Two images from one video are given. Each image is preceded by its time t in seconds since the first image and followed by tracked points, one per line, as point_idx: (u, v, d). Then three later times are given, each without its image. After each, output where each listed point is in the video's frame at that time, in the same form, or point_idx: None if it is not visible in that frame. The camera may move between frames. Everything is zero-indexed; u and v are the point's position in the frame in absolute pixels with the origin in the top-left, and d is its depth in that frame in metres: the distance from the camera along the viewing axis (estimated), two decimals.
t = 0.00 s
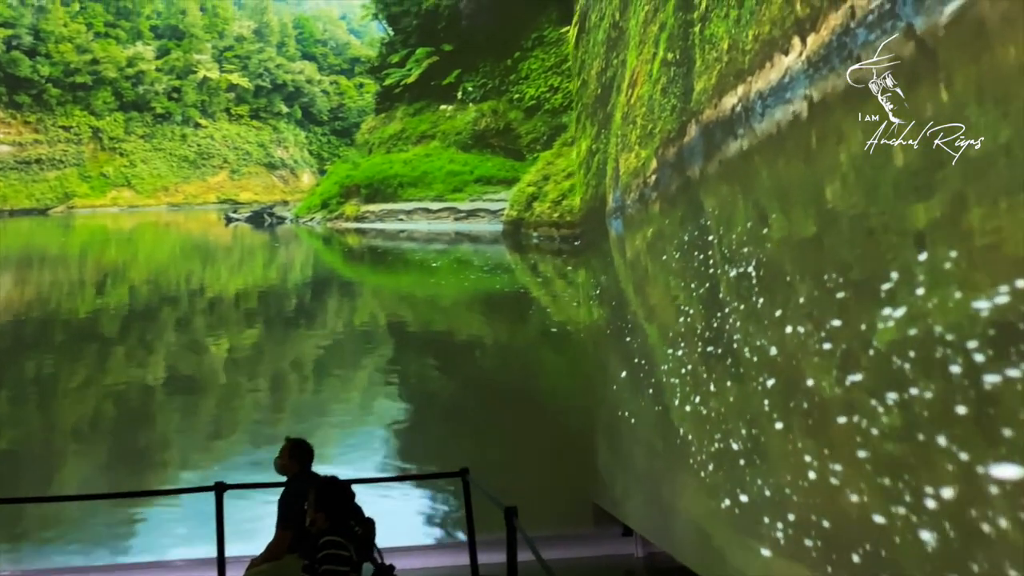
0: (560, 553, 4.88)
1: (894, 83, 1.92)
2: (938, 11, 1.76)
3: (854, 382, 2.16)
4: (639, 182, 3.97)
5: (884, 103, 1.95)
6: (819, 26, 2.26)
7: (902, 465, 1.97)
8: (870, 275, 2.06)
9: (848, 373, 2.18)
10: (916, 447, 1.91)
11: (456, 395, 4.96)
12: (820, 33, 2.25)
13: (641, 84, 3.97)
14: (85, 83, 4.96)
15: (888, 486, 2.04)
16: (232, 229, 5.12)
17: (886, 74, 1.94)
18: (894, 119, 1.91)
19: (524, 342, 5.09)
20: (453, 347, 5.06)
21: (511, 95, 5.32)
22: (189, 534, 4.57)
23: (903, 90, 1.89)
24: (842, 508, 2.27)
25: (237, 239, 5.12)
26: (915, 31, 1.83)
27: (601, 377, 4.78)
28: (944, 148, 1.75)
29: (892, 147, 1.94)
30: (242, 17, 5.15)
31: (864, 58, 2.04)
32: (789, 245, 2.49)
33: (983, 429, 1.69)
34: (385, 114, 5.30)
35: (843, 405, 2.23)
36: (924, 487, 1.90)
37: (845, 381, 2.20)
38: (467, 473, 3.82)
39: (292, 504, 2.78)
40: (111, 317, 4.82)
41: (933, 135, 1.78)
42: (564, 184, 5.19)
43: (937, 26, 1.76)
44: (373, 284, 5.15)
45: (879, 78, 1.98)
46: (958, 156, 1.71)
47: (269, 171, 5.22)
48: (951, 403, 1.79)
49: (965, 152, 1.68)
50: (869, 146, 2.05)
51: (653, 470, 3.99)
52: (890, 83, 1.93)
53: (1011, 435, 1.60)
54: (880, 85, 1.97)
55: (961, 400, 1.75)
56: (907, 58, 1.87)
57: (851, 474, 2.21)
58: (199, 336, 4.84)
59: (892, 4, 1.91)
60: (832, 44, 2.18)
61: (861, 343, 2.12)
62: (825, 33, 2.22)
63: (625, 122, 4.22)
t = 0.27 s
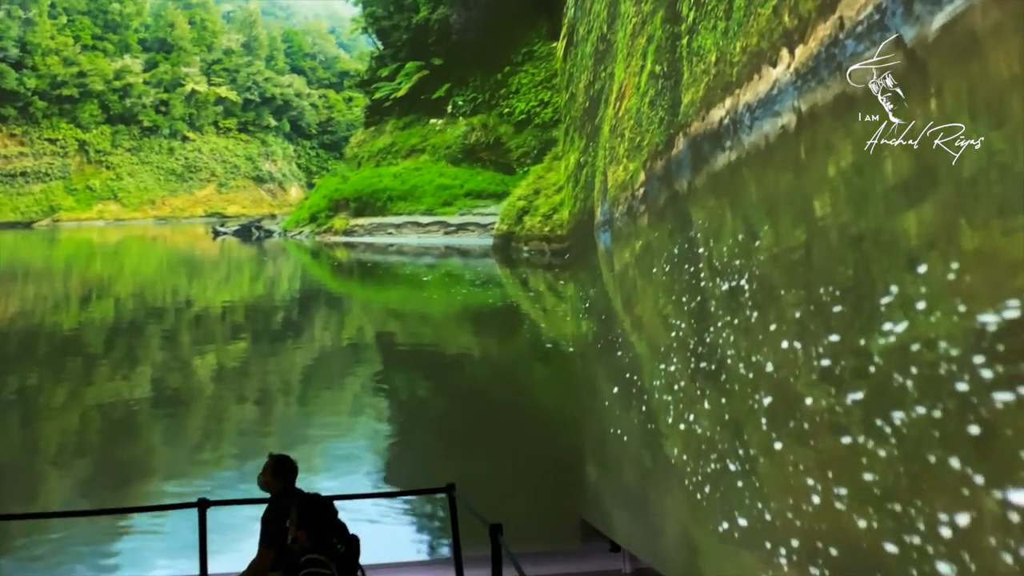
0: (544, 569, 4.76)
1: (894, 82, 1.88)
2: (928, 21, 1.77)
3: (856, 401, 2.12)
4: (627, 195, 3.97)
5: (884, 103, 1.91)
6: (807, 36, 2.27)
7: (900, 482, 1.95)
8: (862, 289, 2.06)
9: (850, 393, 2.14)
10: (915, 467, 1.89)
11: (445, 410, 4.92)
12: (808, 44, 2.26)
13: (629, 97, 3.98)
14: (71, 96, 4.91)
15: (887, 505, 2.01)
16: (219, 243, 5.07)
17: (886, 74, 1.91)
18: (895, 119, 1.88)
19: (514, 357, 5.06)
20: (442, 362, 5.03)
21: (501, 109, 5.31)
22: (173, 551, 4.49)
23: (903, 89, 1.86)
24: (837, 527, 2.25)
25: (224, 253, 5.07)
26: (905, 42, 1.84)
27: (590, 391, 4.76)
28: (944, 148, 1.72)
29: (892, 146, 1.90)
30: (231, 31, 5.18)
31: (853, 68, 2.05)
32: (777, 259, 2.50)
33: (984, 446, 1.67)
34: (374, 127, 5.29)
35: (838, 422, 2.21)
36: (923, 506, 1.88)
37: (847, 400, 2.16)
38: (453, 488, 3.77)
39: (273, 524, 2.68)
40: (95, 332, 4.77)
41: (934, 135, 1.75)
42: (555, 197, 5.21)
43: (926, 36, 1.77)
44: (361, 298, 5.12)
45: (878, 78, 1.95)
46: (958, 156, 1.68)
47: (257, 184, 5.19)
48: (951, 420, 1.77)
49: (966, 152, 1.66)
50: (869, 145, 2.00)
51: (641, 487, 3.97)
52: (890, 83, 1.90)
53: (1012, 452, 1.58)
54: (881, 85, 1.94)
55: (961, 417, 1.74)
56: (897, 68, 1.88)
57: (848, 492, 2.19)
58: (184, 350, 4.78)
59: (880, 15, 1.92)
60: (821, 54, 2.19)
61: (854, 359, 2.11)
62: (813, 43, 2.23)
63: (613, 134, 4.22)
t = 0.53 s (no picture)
0: None
1: (894, 83, 1.86)
2: (925, 26, 1.77)
3: (863, 416, 2.07)
4: (619, 204, 3.97)
5: (884, 103, 1.90)
6: (802, 43, 2.26)
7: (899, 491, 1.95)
8: (858, 297, 2.06)
9: (857, 407, 2.09)
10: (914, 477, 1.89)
11: (437, 422, 4.89)
12: (802, 51, 2.26)
13: (621, 105, 3.98)
14: (62, 105, 4.90)
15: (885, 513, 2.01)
16: (210, 252, 5.04)
17: (886, 73, 1.89)
18: (895, 118, 1.86)
19: (506, 368, 5.04)
20: (434, 373, 4.99)
21: (494, 119, 5.34)
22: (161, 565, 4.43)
23: (903, 89, 1.84)
24: (834, 537, 2.24)
25: (215, 263, 5.04)
26: (902, 46, 1.84)
27: (581, 402, 4.74)
28: (944, 148, 1.72)
29: (892, 146, 1.89)
30: (223, 40, 5.13)
31: (849, 74, 2.04)
32: (772, 268, 2.49)
33: (984, 453, 1.68)
34: (367, 137, 5.24)
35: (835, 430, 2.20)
36: (922, 515, 1.88)
37: (855, 415, 2.10)
38: (442, 500, 3.73)
39: (260, 537, 2.57)
40: (84, 342, 4.71)
41: (934, 134, 1.75)
42: (548, 209, 5.19)
43: (924, 41, 1.77)
44: (353, 309, 5.09)
45: (877, 78, 1.92)
46: (958, 156, 1.69)
47: (248, 194, 5.18)
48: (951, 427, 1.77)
49: (966, 152, 1.66)
50: (869, 145, 1.98)
51: (632, 500, 3.95)
52: (890, 83, 1.88)
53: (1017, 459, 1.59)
54: (880, 85, 1.91)
55: (961, 424, 1.74)
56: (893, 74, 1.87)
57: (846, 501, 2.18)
58: (175, 361, 4.73)
59: (877, 20, 1.92)
60: (816, 61, 2.18)
61: (850, 367, 2.11)
62: (807, 50, 2.23)
63: (606, 143, 4.21)
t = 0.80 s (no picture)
0: None
1: (894, 83, 1.85)
2: (926, 27, 1.75)
3: (878, 425, 1.98)
4: (615, 210, 3.96)
5: (884, 103, 1.88)
6: (801, 44, 2.26)
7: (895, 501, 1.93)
8: (857, 303, 2.04)
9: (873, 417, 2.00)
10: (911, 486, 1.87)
11: (433, 430, 4.87)
12: (801, 52, 2.25)
13: (617, 110, 3.97)
14: (56, 111, 4.87)
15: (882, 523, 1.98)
16: (204, 259, 5.01)
17: (886, 74, 1.88)
18: (895, 119, 1.85)
19: (503, 376, 5.02)
20: (430, 380, 4.96)
21: (491, 127, 5.34)
22: None
23: (903, 89, 1.82)
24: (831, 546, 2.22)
25: (210, 270, 5.00)
26: (903, 46, 1.82)
27: (577, 410, 4.73)
28: (944, 148, 1.70)
29: (892, 147, 1.87)
30: (219, 46, 5.12)
31: (849, 75, 2.02)
32: (772, 274, 2.47)
33: (1013, 465, 1.57)
34: (363, 144, 5.25)
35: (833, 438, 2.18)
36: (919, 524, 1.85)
37: (870, 425, 2.01)
38: (436, 509, 3.69)
39: (252, 545, 2.52)
40: (77, 350, 4.67)
41: (934, 134, 1.73)
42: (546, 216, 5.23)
43: (926, 41, 1.75)
44: (348, 316, 5.06)
45: (878, 78, 1.91)
46: (958, 156, 1.66)
47: (243, 202, 5.15)
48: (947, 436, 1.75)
49: (966, 152, 1.64)
50: (869, 145, 1.96)
51: (628, 509, 3.93)
52: (890, 82, 1.86)
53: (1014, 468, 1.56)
54: (881, 85, 1.90)
55: (976, 431, 1.66)
56: (896, 74, 1.85)
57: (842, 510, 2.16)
58: (168, 368, 4.70)
59: (878, 20, 1.90)
60: (815, 63, 2.17)
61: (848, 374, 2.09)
62: (806, 51, 2.22)
63: (601, 148, 4.21)
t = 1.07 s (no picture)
0: None
1: (894, 83, 1.87)
2: (935, 22, 1.74)
3: (899, 432, 1.91)
4: (614, 212, 3.95)
5: (885, 103, 1.90)
6: (803, 42, 2.26)
7: (897, 505, 1.93)
8: (858, 305, 2.05)
9: (893, 424, 1.93)
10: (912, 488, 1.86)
11: (431, 433, 4.85)
12: (803, 50, 2.25)
13: (615, 111, 3.97)
14: (54, 115, 4.85)
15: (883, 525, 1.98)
16: (203, 263, 4.99)
17: (886, 73, 1.89)
18: (895, 118, 1.86)
19: (502, 380, 5.02)
20: (428, 384, 4.95)
21: (491, 131, 5.34)
22: None
23: (903, 89, 1.84)
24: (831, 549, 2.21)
25: (208, 274, 4.98)
26: (910, 42, 1.81)
27: (574, 414, 4.73)
28: (944, 148, 1.71)
29: (892, 147, 1.88)
30: (218, 51, 5.10)
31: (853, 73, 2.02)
32: (773, 276, 2.47)
33: None
34: (363, 148, 5.25)
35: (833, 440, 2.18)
36: (920, 527, 1.85)
37: (891, 433, 1.93)
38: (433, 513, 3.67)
39: (252, 549, 2.53)
40: (74, 354, 4.65)
41: (934, 134, 1.75)
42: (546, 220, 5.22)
43: (934, 36, 1.74)
44: (347, 320, 5.05)
45: (878, 78, 1.92)
46: (958, 156, 1.68)
47: (242, 205, 5.14)
48: (948, 439, 1.75)
49: (966, 152, 1.65)
50: (869, 145, 1.97)
51: (627, 516, 3.91)
52: (890, 82, 1.88)
53: (1013, 468, 1.56)
54: (880, 85, 1.92)
55: (1009, 437, 1.57)
56: (902, 71, 1.84)
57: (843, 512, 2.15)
58: (167, 372, 4.68)
59: (884, 16, 1.89)
60: (819, 61, 2.17)
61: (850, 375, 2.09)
62: (809, 49, 2.22)
63: (600, 150, 4.20)
